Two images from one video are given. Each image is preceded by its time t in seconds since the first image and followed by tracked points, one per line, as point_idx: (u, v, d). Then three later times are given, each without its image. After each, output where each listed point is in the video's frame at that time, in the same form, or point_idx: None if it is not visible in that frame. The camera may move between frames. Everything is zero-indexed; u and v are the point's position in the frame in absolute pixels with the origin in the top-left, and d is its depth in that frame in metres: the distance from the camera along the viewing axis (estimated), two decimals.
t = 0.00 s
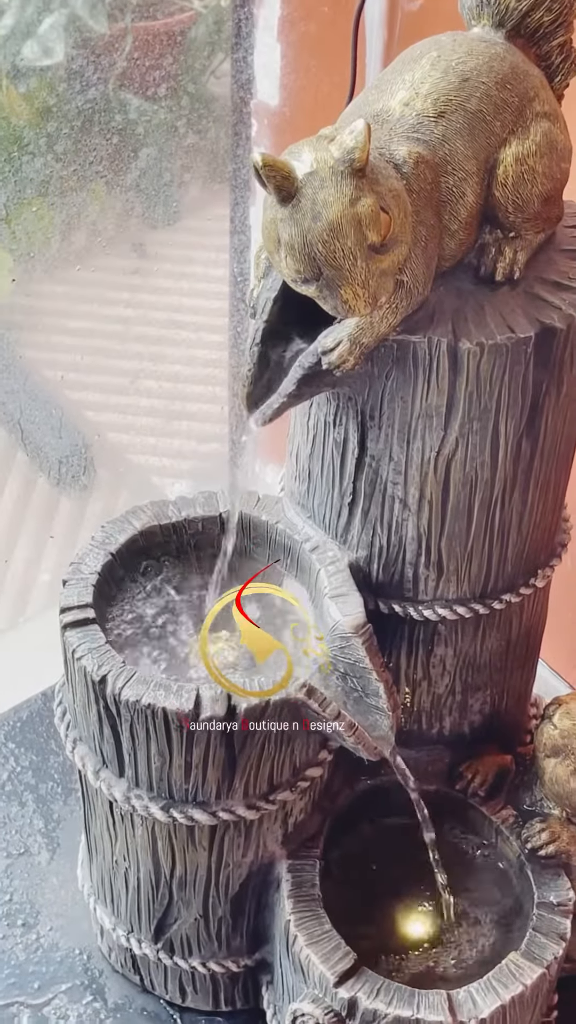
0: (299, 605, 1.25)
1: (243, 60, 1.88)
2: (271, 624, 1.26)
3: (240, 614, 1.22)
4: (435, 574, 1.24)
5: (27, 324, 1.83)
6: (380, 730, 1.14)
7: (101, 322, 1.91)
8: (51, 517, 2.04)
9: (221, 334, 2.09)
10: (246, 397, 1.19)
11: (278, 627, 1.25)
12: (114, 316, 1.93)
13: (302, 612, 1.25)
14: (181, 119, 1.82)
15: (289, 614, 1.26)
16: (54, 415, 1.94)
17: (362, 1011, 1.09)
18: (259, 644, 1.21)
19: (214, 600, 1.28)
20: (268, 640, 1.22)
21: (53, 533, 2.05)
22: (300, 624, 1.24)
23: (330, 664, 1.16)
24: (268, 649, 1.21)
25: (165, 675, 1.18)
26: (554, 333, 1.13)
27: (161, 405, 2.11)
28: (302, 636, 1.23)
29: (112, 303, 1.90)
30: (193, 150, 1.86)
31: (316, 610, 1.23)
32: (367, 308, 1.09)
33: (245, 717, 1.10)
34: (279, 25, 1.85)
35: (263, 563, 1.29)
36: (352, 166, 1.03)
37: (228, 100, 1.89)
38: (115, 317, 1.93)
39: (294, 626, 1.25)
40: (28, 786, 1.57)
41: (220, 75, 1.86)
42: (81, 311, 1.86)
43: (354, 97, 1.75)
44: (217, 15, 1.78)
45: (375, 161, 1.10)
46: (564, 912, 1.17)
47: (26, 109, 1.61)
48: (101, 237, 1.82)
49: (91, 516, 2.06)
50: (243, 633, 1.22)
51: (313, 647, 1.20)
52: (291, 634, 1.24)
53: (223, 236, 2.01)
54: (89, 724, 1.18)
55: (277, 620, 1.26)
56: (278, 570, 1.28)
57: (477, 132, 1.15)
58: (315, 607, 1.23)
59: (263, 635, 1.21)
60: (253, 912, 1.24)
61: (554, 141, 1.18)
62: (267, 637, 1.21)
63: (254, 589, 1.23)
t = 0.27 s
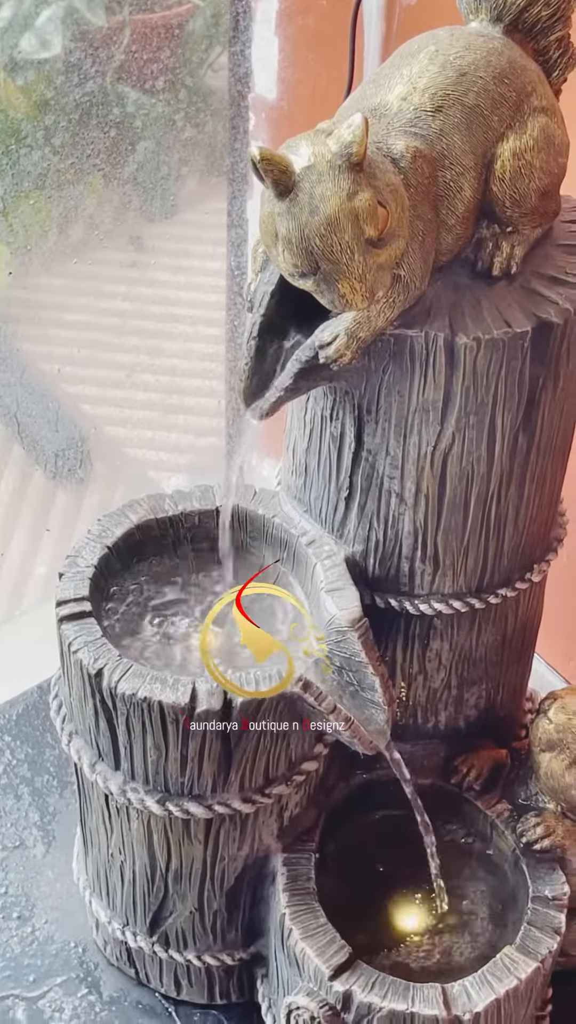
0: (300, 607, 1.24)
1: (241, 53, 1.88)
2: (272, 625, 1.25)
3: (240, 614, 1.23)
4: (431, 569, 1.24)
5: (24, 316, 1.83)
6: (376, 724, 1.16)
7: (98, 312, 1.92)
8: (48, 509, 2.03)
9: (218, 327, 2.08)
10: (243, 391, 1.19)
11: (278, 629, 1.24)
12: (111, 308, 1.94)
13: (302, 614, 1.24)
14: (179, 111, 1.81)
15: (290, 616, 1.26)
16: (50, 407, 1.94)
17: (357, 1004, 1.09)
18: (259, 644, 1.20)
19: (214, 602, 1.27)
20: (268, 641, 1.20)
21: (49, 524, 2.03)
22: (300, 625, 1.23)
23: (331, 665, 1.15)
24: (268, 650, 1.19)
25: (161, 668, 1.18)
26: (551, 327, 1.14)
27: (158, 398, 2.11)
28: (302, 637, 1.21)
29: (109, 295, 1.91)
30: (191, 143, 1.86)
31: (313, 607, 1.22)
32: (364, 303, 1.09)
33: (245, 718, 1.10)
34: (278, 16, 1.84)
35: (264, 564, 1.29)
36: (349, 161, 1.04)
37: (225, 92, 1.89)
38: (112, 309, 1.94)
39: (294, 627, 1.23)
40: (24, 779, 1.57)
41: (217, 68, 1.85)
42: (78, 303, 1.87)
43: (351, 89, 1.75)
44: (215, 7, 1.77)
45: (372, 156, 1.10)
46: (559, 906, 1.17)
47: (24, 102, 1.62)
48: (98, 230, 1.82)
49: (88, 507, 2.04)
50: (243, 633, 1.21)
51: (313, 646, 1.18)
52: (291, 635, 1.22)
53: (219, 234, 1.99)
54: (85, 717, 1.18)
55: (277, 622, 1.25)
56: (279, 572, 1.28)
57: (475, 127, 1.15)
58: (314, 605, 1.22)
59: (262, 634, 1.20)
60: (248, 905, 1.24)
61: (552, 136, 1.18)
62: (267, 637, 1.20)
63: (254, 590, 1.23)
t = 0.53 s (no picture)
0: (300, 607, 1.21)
1: (239, 40, 1.84)
2: (272, 625, 1.22)
3: (240, 614, 1.19)
4: (433, 568, 1.21)
5: (17, 309, 1.77)
6: (376, 726, 1.11)
7: (92, 303, 1.88)
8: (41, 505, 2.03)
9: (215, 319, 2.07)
10: (240, 385, 1.16)
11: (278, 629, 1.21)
12: (106, 300, 1.90)
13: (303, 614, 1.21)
14: (176, 100, 1.79)
15: (290, 616, 1.23)
16: (44, 402, 1.90)
17: (356, 1012, 1.07)
18: (259, 644, 1.17)
19: (214, 602, 1.24)
20: (268, 641, 1.18)
21: (41, 521, 2.05)
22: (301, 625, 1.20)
23: (331, 665, 1.13)
24: (268, 649, 1.17)
25: (156, 669, 1.15)
26: (555, 321, 1.11)
27: (152, 392, 2.08)
28: (302, 636, 1.19)
29: (104, 288, 1.88)
30: (188, 132, 1.83)
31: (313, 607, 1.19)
32: (365, 296, 1.06)
33: (246, 717, 1.08)
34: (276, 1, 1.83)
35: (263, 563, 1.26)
36: (351, 150, 1.01)
37: (223, 80, 1.86)
38: (107, 300, 1.91)
39: (294, 627, 1.21)
40: (15, 781, 1.54)
41: (213, 55, 1.82)
42: (71, 295, 1.82)
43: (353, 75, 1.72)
44: None
45: (374, 145, 1.07)
46: (562, 913, 1.14)
47: (17, 88, 1.58)
48: (93, 221, 1.78)
49: (80, 504, 2.02)
50: (243, 633, 1.19)
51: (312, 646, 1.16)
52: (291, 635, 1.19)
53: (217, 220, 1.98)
54: (78, 718, 1.15)
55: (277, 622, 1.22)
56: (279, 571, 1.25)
57: (478, 116, 1.13)
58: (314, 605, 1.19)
59: (262, 635, 1.17)
60: (244, 911, 1.22)
61: (557, 126, 1.15)
62: (267, 637, 1.17)
63: (255, 590, 1.20)
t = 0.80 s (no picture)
0: (299, 606, 1.18)
1: (236, 24, 1.80)
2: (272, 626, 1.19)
3: (240, 614, 1.17)
4: (433, 565, 1.19)
5: (8, 300, 1.77)
6: (374, 726, 1.10)
7: (85, 293, 1.87)
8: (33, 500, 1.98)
9: (211, 310, 2.04)
10: (237, 377, 1.13)
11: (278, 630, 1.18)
12: (99, 290, 1.89)
13: (302, 614, 1.18)
14: (171, 85, 1.74)
15: (289, 617, 1.19)
16: (35, 394, 1.89)
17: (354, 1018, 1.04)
18: (259, 644, 1.15)
19: (213, 601, 1.21)
20: (268, 640, 1.15)
21: (33, 516, 2.00)
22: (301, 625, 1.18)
23: (330, 665, 1.11)
24: (267, 649, 1.14)
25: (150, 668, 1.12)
26: (559, 312, 1.08)
27: (147, 385, 2.07)
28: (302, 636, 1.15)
29: (97, 278, 1.86)
30: (183, 118, 1.79)
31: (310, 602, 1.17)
32: (365, 285, 1.04)
33: (246, 716, 1.06)
34: None
35: (263, 564, 1.24)
36: (350, 136, 0.99)
37: (219, 65, 1.82)
38: (99, 291, 1.90)
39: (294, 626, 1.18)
40: (6, 783, 1.51)
41: (210, 39, 1.77)
42: (65, 286, 1.81)
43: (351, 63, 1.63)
44: None
45: (374, 131, 1.05)
46: (565, 917, 1.12)
47: (8, 73, 1.53)
48: (85, 209, 1.74)
49: (73, 497, 1.98)
50: (243, 633, 1.16)
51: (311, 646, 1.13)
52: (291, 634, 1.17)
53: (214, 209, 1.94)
54: (71, 718, 1.13)
55: (277, 623, 1.19)
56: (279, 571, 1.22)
57: (481, 102, 1.10)
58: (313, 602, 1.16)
59: (262, 634, 1.15)
60: (240, 915, 1.19)
61: (561, 112, 1.13)
62: (267, 637, 1.15)
63: (255, 590, 1.18)
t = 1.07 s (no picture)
0: (300, 606, 1.18)
1: (235, 19, 1.76)
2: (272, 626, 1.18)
3: (240, 614, 1.16)
4: (433, 561, 1.18)
5: (7, 294, 1.75)
6: (375, 723, 1.08)
7: (83, 288, 1.83)
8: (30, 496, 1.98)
9: (210, 305, 2.02)
10: (236, 372, 1.13)
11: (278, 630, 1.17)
12: (97, 285, 1.86)
13: (302, 614, 1.17)
14: (170, 79, 1.71)
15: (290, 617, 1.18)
16: (33, 390, 1.88)
17: (353, 1015, 1.04)
18: (258, 644, 1.13)
19: (214, 601, 1.21)
20: (267, 641, 1.13)
21: (31, 513, 2.01)
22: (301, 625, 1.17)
23: (331, 665, 1.10)
24: (267, 650, 1.13)
25: (148, 664, 1.12)
26: (560, 307, 1.08)
27: (145, 381, 2.04)
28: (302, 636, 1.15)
29: (95, 273, 1.83)
30: (182, 112, 1.76)
31: (310, 600, 1.16)
32: (365, 280, 1.03)
33: (246, 716, 1.05)
34: None
35: (263, 563, 1.23)
36: (350, 130, 0.98)
37: (218, 60, 1.78)
38: (98, 285, 1.86)
39: (294, 627, 1.17)
40: (3, 779, 1.50)
41: (208, 34, 1.74)
42: (63, 280, 1.78)
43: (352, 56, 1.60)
44: None
45: (375, 125, 1.04)
46: (565, 915, 1.11)
47: (6, 66, 1.53)
48: (84, 203, 1.72)
49: (72, 496, 1.99)
50: (243, 633, 1.15)
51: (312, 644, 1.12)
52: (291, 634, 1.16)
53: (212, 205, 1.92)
54: (69, 714, 1.12)
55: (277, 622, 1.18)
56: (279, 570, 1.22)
57: (482, 96, 1.10)
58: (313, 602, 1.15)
59: (262, 634, 1.14)
60: (238, 913, 1.18)
61: (563, 106, 1.12)
62: (267, 637, 1.13)
63: (256, 589, 1.17)
